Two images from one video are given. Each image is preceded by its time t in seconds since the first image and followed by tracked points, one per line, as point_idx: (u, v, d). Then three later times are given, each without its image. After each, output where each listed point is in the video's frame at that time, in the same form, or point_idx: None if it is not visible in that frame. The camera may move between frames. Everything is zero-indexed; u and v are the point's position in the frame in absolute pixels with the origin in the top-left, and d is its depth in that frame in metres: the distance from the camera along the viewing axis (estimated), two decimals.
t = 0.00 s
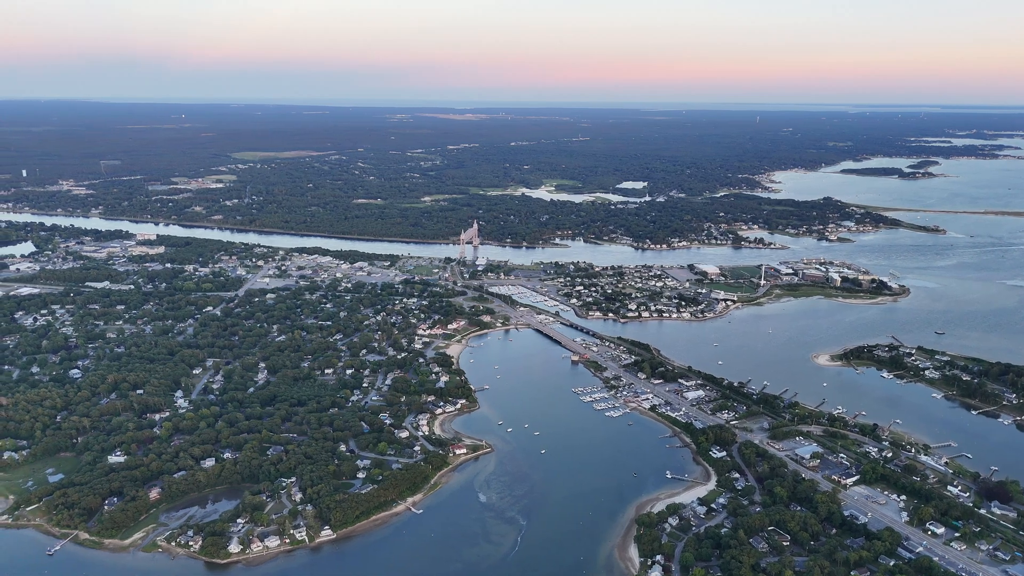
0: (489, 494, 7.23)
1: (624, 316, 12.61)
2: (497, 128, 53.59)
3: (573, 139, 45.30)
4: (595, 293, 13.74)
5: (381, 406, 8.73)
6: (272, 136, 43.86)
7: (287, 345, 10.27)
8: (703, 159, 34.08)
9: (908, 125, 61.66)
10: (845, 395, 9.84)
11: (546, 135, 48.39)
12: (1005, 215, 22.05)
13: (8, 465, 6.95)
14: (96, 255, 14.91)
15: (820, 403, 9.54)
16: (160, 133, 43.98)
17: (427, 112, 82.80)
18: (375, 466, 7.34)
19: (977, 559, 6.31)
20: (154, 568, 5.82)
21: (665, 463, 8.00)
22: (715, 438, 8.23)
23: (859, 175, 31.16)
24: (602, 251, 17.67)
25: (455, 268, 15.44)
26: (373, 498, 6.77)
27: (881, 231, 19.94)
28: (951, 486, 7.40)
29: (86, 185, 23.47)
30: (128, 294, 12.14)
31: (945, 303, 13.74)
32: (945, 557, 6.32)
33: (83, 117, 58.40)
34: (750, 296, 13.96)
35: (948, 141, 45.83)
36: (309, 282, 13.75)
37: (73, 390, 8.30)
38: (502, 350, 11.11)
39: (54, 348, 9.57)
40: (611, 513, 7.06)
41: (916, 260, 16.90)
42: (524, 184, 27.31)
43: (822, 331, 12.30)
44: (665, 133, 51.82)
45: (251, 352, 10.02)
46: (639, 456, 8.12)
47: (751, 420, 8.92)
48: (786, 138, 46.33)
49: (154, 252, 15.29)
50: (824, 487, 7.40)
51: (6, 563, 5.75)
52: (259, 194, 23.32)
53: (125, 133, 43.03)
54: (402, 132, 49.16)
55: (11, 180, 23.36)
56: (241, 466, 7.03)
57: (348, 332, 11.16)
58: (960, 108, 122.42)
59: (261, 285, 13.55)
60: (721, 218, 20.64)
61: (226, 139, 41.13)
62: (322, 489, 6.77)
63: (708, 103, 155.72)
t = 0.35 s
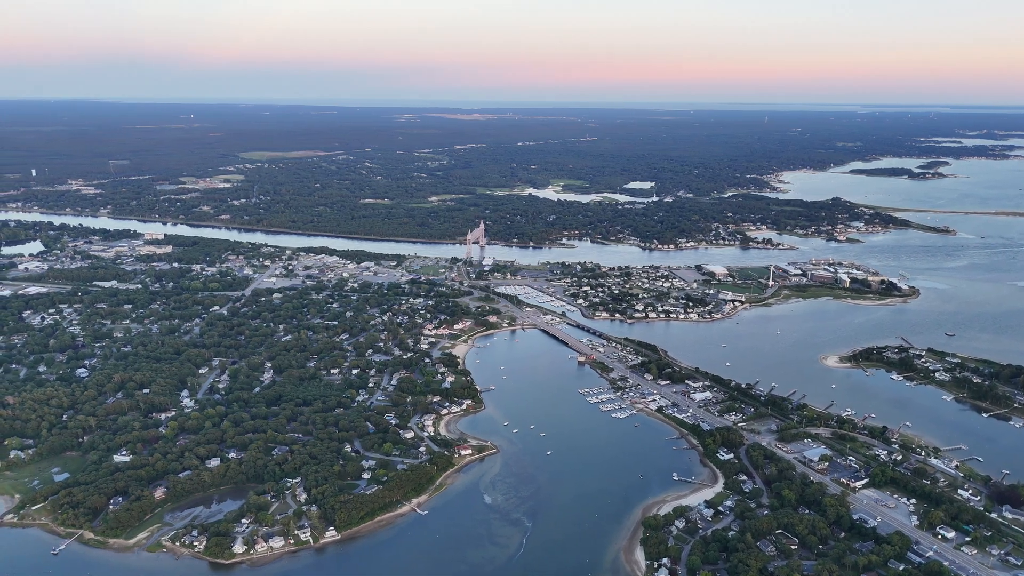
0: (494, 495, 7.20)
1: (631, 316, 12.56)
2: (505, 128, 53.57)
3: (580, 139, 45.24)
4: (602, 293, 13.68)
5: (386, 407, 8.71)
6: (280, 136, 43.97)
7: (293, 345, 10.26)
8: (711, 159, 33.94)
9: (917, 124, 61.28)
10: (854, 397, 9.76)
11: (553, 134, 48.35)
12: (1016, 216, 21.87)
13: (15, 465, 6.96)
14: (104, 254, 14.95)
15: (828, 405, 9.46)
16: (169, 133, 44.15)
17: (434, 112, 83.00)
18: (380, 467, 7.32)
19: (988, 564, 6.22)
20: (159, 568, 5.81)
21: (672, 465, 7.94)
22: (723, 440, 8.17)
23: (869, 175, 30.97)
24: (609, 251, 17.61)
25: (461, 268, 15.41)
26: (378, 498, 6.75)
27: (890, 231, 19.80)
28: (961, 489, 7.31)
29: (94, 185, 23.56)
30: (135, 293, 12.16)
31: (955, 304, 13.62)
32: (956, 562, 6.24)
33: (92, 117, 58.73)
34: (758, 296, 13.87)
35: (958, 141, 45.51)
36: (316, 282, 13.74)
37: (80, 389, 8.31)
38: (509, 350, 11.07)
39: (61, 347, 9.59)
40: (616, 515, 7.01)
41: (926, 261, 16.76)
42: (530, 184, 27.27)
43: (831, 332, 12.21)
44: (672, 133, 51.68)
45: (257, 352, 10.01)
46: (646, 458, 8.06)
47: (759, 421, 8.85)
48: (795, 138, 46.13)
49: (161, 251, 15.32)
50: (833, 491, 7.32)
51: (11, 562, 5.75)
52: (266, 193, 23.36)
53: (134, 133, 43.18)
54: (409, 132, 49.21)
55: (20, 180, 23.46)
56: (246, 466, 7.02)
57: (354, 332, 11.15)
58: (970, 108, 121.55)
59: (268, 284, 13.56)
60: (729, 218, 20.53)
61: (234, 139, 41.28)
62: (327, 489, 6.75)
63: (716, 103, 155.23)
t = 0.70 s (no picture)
0: (502, 496, 7.16)
1: (640, 317, 12.48)
2: (515, 128, 53.55)
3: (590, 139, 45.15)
4: (611, 294, 13.62)
5: (394, 407, 8.69)
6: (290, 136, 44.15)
7: (302, 345, 10.26)
8: (722, 159, 33.78)
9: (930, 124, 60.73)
10: (866, 399, 9.64)
11: (563, 134, 48.28)
12: None
13: (24, 463, 6.98)
14: (115, 253, 15.04)
15: (840, 407, 9.35)
16: (181, 133, 44.42)
17: (444, 112, 83.18)
18: (387, 467, 7.30)
19: (1003, 570, 6.12)
20: (166, 568, 5.81)
21: (681, 467, 7.87)
22: (733, 443, 8.10)
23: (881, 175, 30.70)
24: (619, 251, 17.53)
25: (470, 268, 15.38)
26: (386, 499, 6.72)
27: (903, 232, 19.60)
28: (976, 494, 7.20)
29: (106, 184, 23.71)
30: (146, 292, 12.21)
31: (969, 306, 13.45)
32: (970, 568, 6.14)
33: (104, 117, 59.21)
34: (769, 297, 13.75)
35: (972, 142, 45.04)
36: (325, 281, 13.75)
37: (90, 388, 8.34)
38: (517, 351, 11.03)
39: (72, 346, 9.64)
40: (625, 517, 6.95)
41: (940, 262, 16.57)
42: (540, 184, 27.22)
43: (843, 334, 12.08)
44: (683, 133, 51.47)
45: (266, 351, 10.02)
46: (655, 460, 8.00)
47: (769, 424, 8.76)
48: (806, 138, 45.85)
49: (172, 250, 15.38)
50: (844, 494, 7.23)
51: (20, 561, 5.76)
52: (276, 193, 23.43)
53: (146, 133, 43.45)
54: (419, 131, 49.27)
55: (33, 179, 23.65)
56: (254, 466, 7.02)
57: (363, 331, 11.14)
58: (983, 108, 120.45)
59: (277, 284, 13.58)
60: (740, 219, 20.39)
61: (245, 139, 41.49)
62: (334, 489, 6.73)
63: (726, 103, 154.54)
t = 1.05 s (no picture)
0: (513, 498, 7.11)
1: (653, 318, 12.39)
2: (529, 128, 53.52)
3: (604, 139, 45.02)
4: (625, 295, 13.53)
5: (406, 407, 8.67)
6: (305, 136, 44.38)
7: (314, 344, 10.27)
8: (736, 159, 33.54)
9: (949, 125, 59.96)
10: (883, 403, 9.51)
11: (576, 134, 48.18)
12: None
13: (39, 460, 7.03)
14: (131, 252, 15.16)
15: (856, 411, 9.23)
16: (198, 133, 44.79)
17: (458, 112, 83.42)
18: (398, 467, 7.28)
19: None
20: (177, 566, 5.82)
21: (694, 470, 7.79)
22: (747, 446, 8.01)
23: (899, 176, 30.34)
24: (633, 251, 17.44)
25: (483, 268, 15.35)
26: (396, 499, 6.70)
27: (921, 233, 19.35)
28: (995, 500, 7.07)
29: (123, 184, 23.93)
30: (161, 291, 12.29)
31: (989, 309, 13.24)
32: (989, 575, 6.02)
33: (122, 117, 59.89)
34: (784, 299, 13.61)
35: (992, 142, 44.40)
36: (338, 281, 13.78)
37: (104, 386, 8.40)
38: (529, 351, 10.98)
39: (87, 344, 9.71)
40: (636, 520, 6.89)
41: (959, 264, 16.32)
42: (553, 184, 27.15)
43: (859, 336, 11.93)
44: (698, 133, 51.18)
45: (279, 350, 10.05)
46: (667, 462, 7.93)
47: (784, 427, 8.65)
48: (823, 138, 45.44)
49: (186, 249, 15.49)
50: (860, 499, 7.12)
51: (33, 559, 5.79)
52: (290, 192, 23.54)
53: (164, 133, 43.86)
54: (433, 131, 49.36)
55: (52, 179, 23.93)
56: (265, 465, 7.03)
57: (375, 331, 11.14)
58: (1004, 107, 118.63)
59: (290, 283, 13.62)
60: (755, 219, 20.21)
61: (261, 139, 41.76)
62: (345, 489, 6.73)
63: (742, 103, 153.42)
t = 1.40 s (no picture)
0: (525, 499, 7.07)
1: (668, 319, 12.29)
2: (544, 128, 53.41)
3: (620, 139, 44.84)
4: (639, 295, 13.44)
5: (419, 406, 8.66)
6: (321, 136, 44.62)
7: (328, 343, 10.29)
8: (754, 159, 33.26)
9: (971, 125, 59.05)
10: (902, 406, 9.35)
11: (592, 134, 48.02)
12: None
13: (55, 456, 7.09)
14: (149, 251, 15.30)
15: (874, 414, 9.08)
16: (216, 133, 45.19)
17: (474, 112, 83.50)
18: (411, 467, 7.27)
19: None
20: (189, 564, 5.84)
21: (709, 473, 7.70)
22: (763, 449, 7.90)
23: (919, 176, 29.92)
24: (648, 252, 17.33)
25: (497, 267, 15.32)
26: (408, 499, 6.68)
27: (942, 235, 19.05)
28: (1017, 507, 6.92)
29: (142, 183, 24.18)
30: (177, 289, 12.39)
31: (1011, 311, 12.99)
32: None
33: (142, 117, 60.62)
34: (801, 300, 13.45)
35: (1015, 142, 43.66)
36: (353, 280, 13.80)
37: (120, 383, 8.46)
38: (543, 351, 10.93)
39: (104, 341, 9.80)
40: (650, 524, 6.81)
41: (980, 266, 16.05)
42: (568, 184, 27.06)
43: (877, 339, 11.75)
44: (714, 132, 50.82)
45: (293, 349, 10.08)
46: (682, 466, 7.84)
47: (801, 430, 8.54)
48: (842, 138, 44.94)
49: (203, 248, 15.61)
50: (878, 504, 7.00)
51: (48, 556, 5.84)
52: (306, 192, 23.65)
53: (183, 132, 44.31)
54: (448, 131, 49.41)
55: (72, 178, 24.22)
56: (279, 464, 7.04)
57: (389, 330, 11.14)
58: None
59: (305, 282, 13.67)
60: (772, 220, 20.01)
61: (278, 138, 42.05)
62: (357, 489, 6.72)
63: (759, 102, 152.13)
